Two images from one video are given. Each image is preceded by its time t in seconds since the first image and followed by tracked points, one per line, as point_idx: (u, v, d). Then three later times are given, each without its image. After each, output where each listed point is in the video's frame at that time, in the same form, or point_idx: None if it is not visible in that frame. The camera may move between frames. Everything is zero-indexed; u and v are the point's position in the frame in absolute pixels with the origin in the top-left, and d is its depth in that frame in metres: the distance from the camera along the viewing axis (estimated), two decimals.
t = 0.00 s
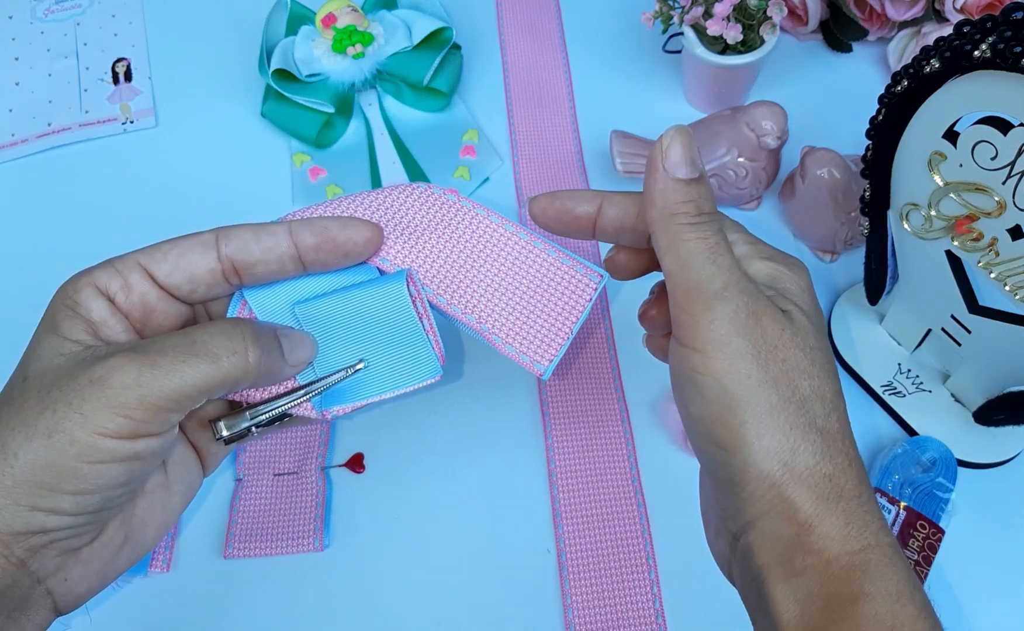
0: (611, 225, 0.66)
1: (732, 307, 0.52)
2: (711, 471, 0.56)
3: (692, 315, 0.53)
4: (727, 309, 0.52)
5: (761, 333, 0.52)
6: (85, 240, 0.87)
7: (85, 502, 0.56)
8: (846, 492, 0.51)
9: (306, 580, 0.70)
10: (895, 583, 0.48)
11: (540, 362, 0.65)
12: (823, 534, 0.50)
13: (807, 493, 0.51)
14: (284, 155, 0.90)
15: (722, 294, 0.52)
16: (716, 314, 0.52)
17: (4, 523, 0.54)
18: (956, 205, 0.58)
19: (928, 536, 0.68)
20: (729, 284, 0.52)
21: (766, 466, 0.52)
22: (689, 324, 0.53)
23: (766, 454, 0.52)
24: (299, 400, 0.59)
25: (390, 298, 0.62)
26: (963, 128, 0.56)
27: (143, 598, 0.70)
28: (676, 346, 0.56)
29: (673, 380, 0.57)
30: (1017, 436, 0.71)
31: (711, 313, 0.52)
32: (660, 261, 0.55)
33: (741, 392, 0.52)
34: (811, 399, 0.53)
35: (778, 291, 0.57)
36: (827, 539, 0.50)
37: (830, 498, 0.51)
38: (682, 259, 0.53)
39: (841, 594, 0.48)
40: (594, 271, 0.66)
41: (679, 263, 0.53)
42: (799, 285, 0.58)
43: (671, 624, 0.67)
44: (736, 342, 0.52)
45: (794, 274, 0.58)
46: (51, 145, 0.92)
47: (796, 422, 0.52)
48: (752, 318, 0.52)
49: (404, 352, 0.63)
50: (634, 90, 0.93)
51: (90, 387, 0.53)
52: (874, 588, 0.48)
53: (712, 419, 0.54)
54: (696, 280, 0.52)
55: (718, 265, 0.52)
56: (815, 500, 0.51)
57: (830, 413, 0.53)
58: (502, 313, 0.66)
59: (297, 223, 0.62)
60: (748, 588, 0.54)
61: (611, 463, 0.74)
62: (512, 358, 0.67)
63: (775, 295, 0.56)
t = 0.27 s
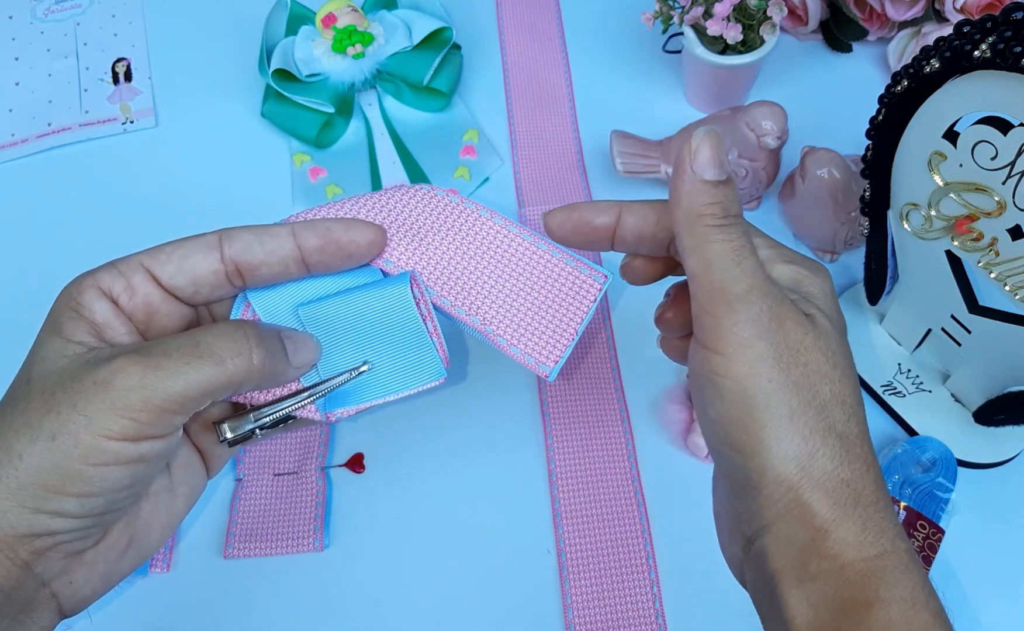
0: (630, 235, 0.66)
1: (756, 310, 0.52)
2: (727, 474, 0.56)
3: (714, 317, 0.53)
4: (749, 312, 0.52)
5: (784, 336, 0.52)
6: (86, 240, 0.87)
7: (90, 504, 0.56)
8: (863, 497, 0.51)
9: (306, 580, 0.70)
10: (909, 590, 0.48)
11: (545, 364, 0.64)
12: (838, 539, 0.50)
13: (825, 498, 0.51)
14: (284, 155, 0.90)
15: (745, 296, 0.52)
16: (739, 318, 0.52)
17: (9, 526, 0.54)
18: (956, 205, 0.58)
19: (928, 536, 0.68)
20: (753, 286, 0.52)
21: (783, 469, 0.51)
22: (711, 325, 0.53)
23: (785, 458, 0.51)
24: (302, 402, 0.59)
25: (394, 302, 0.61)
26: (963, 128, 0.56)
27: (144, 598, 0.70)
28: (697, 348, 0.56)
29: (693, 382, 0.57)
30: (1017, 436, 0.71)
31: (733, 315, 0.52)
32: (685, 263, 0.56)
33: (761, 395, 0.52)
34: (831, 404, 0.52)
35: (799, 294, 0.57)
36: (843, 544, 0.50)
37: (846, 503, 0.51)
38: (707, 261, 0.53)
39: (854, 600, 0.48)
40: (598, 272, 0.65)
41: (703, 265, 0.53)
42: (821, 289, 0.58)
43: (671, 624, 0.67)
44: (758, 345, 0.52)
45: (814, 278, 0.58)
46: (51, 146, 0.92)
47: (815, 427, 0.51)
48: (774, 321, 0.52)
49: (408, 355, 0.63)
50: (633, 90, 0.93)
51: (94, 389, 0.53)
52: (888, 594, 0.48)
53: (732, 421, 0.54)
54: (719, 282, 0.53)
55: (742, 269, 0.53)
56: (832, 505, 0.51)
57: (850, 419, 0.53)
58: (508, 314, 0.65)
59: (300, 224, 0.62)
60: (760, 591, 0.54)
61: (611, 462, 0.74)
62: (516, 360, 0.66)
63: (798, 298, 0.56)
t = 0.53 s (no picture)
0: (620, 234, 0.66)
1: (746, 308, 0.52)
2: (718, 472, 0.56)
3: (704, 314, 0.53)
4: (738, 311, 0.52)
5: (774, 334, 0.52)
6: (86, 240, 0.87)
7: (88, 503, 0.56)
8: (853, 497, 0.51)
9: (306, 579, 0.70)
10: (900, 590, 0.48)
11: (540, 367, 0.65)
12: (828, 539, 0.50)
13: (814, 497, 0.51)
14: (283, 155, 0.90)
15: (735, 294, 0.52)
16: (728, 316, 0.52)
17: (6, 526, 0.54)
18: (956, 205, 0.58)
19: (928, 536, 0.68)
20: (742, 284, 0.53)
21: (773, 467, 0.51)
22: (701, 323, 0.54)
23: (774, 456, 0.51)
24: (301, 402, 0.60)
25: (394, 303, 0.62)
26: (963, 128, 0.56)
27: (144, 598, 0.70)
28: (687, 345, 0.56)
29: (683, 379, 0.57)
30: (1017, 436, 0.71)
31: (722, 313, 0.52)
32: (675, 260, 0.56)
33: (751, 393, 0.52)
34: (821, 403, 0.52)
35: (790, 293, 0.57)
36: (833, 544, 0.50)
37: (836, 502, 0.51)
38: (695, 258, 0.54)
39: (844, 600, 0.48)
40: (596, 278, 0.65)
41: (693, 263, 0.54)
42: (812, 288, 0.58)
43: (671, 624, 0.67)
44: (747, 343, 0.52)
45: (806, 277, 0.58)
46: (51, 146, 0.92)
47: (804, 426, 0.51)
48: (765, 319, 0.52)
49: (407, 356, 0.63)
50: (633, 90, 0.93)
51: (92, 389, 0.53)
52: (878, 594, 0.47)
53: (721, 419, 0.54)
54: (709, 280, 0.53)
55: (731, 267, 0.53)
56: (822, 503, 0.51)
57: (841, 418, 0.53)
58: (505, 317, 0.66)
59: (299, 224, 0.62)
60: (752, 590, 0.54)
61: (611, 462, 0.74)
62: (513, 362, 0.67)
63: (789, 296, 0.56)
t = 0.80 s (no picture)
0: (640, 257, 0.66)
1: (771, 337, 0.52)
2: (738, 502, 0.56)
3: (727, 342, 0.53)
4: (763, 340, 0.52)
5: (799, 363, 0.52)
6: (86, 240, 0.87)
7: (77, 498, 0.56)
8: (876, 525, 0.51)
9: (305, 580, 0.70)
10: (925, 620, 0.47)
11: (526, 361, 0.65)
12: (851, 567, 0.50)
13: (838, 526, 0.50)
14: (284, 155, 0.90)
15: (758, 322, 0.52)
16: (754, 347, 0.51)
17: None
18: (956, 205, 0.58)
19: (928, 536, 0.68)
20: (767, 312, 0.52)
21: (796, 494, 0.51)
22: (726, 350, 0.53)
23: (797, 485, 0.51)
24: (289, 396, 0.59)
25: (381, 293, 0.61)
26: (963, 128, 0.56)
27: (144, 598, 0.70)
28: (710, 373, 0.55)
29: (706, 406, 0.57)
30: (1017, 436, 0.71)
31: (747, 342, 0.52)
32: (699, 287, 0.55)
33: (775, 421, 0.52)
34: (845, 433, 0.52)
35: (812, 319, 0.56)
36: (856, 572, 0.49)
37: (859, 524, 0.51)
38: (721, 284, 0.53)
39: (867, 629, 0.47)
40: (584, 272, 0.64)
41: (717, 292, 0.53)
42: (836, 315, 0.57)
43: (672, 624, 0.67)
44: (772, 372, 0.52)
45: (828, 302, 0.58)
46: (51, 146, 0.92)
47: (831, 456, 0.51)
48: (788, 348, 0.52)
49: (395, 349, 0.62)
50: (634, 90, 0.93)
51: (79, 383, 0.53)
52: (903, 624, 0.47)
53: (744, 448, 0.53)
54: (733, 309, 0.52)
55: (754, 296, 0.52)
56: (846, 529, 0.50)
57: (864, 446, 0.53)
58: (492, 311, 0.65)
59: (286, 217, 0.62)
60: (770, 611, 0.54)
61: (611, 462, 0.74)
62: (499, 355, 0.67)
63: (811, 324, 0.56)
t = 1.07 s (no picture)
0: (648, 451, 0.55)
1: (676, 524, 0.44)
2: None
3: (641, 541, 0.44)
4: (688, 530, 0.43)
5: (717, 554, 0.43)
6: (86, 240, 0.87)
7: (107, 466, 0.56)
8: None
9: (305, 580, 0.70)
10: None
11: (553, 322, 0.66)
12: None
13: None
14: (283, 155, 0.90)
15: (669, 515, 0.44)
16: (611, 464, 0.47)
17: (25, 490, 0.54)
18: (956, 205, 0.58)
19: (928, 536, 0.67)
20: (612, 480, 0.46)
21: None
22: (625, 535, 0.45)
23: None
24: (315, 367, 0.59)
25: (404, 263, 0.62)
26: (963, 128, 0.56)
27: (143, 598, 0.70)
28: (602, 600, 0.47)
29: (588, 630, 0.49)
30: (1017, 435, 0.71)
31: (657, 527, 0.44)
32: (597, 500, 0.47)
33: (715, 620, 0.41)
34: None
35: (726, 510, 0.46)
36: None
37: None
38: (612, 504, 0.46)
39: None
40: (605, 230, 0.68)
41: (614, 492, 0.46)
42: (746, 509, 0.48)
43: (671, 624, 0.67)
44: (688, 570, 0.42)
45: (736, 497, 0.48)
46: (51, 146, 0.92)
47: None
48: (703, 544, 0.43)
49: (420, 316, 0.62)
50: (633, 91, 0.93)
51: (110, 348, 0.53)
52: None
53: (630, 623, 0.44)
54: (636, 514, 0.44)
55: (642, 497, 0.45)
56: None
57: None
58: (517, 275, 0.66)
59: (309, 186, 0.62)
60: None
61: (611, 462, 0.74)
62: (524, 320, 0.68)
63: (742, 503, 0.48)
